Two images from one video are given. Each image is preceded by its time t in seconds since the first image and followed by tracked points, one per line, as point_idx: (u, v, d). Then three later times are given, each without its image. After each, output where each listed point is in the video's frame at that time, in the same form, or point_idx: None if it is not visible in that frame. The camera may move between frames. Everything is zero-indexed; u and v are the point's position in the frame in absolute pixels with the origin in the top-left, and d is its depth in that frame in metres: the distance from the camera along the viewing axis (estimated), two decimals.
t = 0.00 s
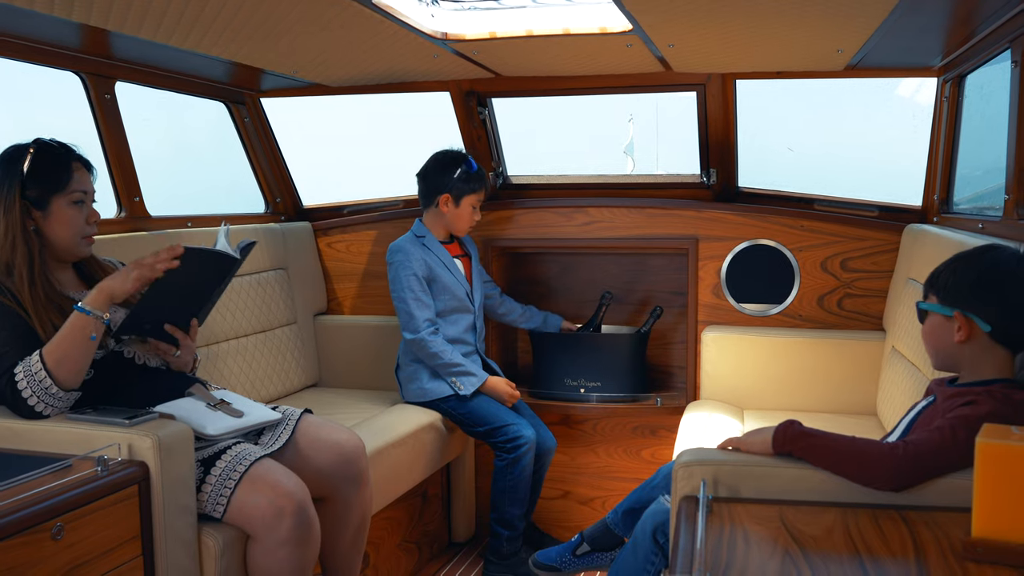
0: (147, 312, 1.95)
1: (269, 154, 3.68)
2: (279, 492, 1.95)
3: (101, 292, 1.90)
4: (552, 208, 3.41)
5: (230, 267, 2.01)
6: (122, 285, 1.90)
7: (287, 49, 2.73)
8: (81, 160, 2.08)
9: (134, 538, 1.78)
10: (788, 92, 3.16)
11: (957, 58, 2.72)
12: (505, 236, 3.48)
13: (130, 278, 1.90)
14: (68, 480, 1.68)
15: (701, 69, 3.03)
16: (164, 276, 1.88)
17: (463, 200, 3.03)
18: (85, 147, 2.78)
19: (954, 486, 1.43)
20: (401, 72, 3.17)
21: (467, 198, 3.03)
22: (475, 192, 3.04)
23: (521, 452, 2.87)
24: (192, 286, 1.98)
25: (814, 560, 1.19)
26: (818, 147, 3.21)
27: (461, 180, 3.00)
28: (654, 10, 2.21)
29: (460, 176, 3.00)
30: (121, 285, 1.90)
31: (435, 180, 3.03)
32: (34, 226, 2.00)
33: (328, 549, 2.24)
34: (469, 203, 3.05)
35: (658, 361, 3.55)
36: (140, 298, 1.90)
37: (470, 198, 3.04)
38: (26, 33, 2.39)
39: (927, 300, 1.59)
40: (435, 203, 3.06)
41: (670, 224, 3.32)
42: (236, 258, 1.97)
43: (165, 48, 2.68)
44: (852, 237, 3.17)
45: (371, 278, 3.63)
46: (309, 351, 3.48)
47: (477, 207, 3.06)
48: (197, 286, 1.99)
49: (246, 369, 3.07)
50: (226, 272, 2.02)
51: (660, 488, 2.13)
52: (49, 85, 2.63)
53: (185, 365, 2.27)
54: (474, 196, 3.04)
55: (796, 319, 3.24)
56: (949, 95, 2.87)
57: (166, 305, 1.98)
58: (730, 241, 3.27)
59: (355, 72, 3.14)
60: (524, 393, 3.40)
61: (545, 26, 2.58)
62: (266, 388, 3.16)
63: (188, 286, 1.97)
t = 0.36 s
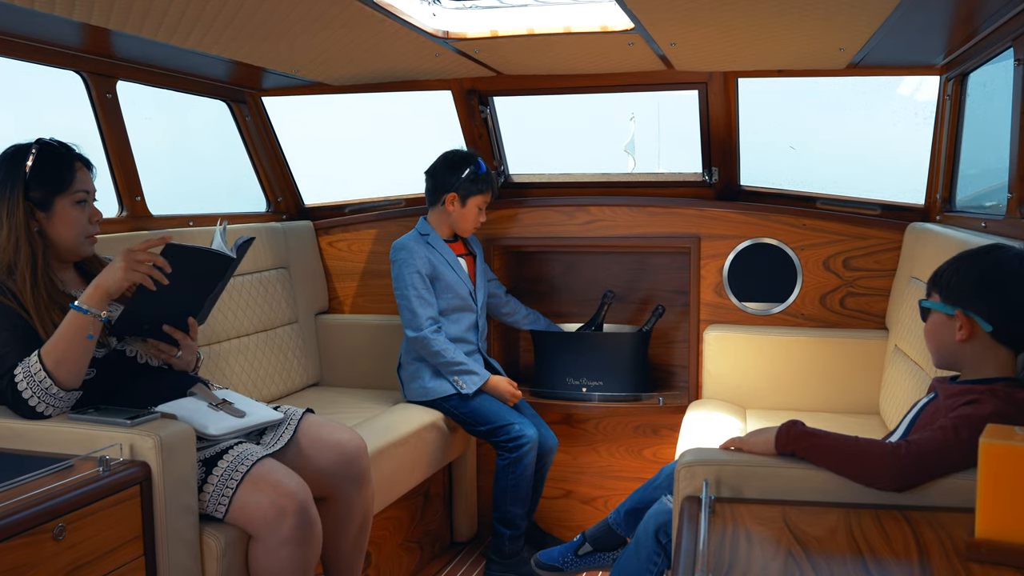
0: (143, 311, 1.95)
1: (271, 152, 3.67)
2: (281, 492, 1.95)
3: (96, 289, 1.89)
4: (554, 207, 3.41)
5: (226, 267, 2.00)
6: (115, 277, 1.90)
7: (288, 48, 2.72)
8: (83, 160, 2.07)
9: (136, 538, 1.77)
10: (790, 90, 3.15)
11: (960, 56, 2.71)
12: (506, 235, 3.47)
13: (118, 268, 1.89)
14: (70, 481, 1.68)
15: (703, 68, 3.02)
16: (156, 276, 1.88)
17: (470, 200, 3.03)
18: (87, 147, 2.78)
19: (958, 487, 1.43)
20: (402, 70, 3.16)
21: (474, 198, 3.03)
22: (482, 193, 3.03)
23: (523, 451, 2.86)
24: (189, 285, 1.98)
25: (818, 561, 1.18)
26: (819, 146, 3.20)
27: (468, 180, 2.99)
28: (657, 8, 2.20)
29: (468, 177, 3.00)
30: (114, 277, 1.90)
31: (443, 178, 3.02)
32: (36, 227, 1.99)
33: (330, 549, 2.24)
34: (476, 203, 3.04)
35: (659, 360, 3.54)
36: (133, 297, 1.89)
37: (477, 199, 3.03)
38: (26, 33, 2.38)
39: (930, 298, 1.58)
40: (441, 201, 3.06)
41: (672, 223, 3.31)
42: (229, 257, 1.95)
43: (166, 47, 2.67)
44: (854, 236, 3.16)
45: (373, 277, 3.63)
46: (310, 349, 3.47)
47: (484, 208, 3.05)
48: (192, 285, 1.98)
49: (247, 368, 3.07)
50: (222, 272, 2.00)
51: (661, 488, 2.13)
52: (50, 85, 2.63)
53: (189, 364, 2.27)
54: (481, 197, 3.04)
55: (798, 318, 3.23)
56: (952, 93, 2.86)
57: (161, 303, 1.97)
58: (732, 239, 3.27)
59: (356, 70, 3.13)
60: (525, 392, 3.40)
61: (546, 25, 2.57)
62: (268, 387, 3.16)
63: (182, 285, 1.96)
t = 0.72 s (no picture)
0: (146, 314, 1.95)
1: (273, 152, 3.67)
2: (283, 492, 1.95)
3: (96, 289, 1.89)
4: (556, 207, 3.41)
5: (222, 265, 2.02)
6: (115, 278, 1.89)
7: (291, 48, 2.72)
8: (86, 159, 2.07)
9: (139, 538, 1.77)
10: (794, 91, 3.15)
11: (963, 57, 2.71)
12: (509, 235, 3.47)
13: (120, 271, 1.89)
14: (72, 480, 1.68)
15: (706, 68, 3.01)
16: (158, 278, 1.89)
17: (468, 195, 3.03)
18: (90, 146, 2.78)
19: (961, 488, 1.43)
20: (404, 71, 3.16)
21: (472, 193, 3.02)
22: (480, 186, 3.03)
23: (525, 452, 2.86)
24: (187, 285, 1.99)
25: (822, 562, 1.18)
26: (822, 147, 3.19)
27: (465, 175, 3.00)
28: (660, 8, 2.20)
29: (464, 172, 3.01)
30: (114, 278, 1.89)
31: (442, 178, 3.04)
32: (39, 226, 2.00)
33: (332, 549, 2.24)
34: (474, 197, 3.04)
35: (662, 360, 3.54)
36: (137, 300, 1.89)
37: (475, 194, 3.03)
38: (29, 32, 2.38)
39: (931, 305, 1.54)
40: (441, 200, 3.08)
41: (675, 223, 3.31)
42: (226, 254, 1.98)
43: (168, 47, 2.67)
44: (857, 236, 3.15)
45: (375, 277, 3.62)
46: (313, 349, 3.47)
47: (485, 201, 3.04)
48: (190, 285, 2.00)
49: (250, 368, 3.07)
50: (218, 270, 2.02)
51: (664, 488, 2.12)
52: (53, 85, 2.63)
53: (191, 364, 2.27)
54: (480, 192, 3.03)
55: (801, 319, 3.23)
56: (955, 93, 2.86)
57: (161, 305, 1.98)
58: (735, 240, 3.27)
59: (358, 70, 3.13)
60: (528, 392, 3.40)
61: (549, 25, 2.57)
62: (271, 387, 3.16)
63: (181, 286, 1.97)
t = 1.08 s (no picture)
0: (145, 315, 1.96)
1: (272, 151, 3.67)
2: (282, 491, 1.95)
3: (93, 287, 1.90)
4: (554, 207, 3.41)
5: (221, 268, 2.01)
6: (110, 276, 1.90)
7: (290, 48, 2.73)
8: (84, 158, 2.07)
9: (137, 536, 1.78)
10: (792, 91, 3.16)
11: (960, 57, 2.72)
12: (507, 234, 3.47)
13: (116, 268, 1.89)
14: (71, 479, 1.68)
15: (704, 68, 3.02)
16: (154, 276, 1.89)
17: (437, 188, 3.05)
18: (89, 146, 2.78)
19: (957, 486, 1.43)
20: (402, 71, 3.17)
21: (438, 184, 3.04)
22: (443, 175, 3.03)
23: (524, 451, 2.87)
24: (186, 286, 1.98)
25: (818, 560, 1.18)
26: (820, 147, 3.20)
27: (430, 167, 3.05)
28: (658, 8, 2.20)
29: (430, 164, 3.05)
30: (109, 276, 1.90)
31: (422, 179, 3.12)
32: (38, 226, 2.00)
33: (331, 547, 2.25)
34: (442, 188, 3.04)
35: (660, 360, 3.55)
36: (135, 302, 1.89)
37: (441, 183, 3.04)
38: (28, 32, 2.39)
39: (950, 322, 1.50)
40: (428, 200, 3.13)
41: (673, 223, 3.31)
42: (224, 258, 1.98)
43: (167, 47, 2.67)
44: (855, 236, 3.16)
45: (374, 277, 3.63)
46: (311, 349, 3.47)
47: (452, 187, 3.02)
48: (189, 287, 2.00)
49: (249, 368, 3.07)
50: (217, 273, 2.02)
51: (662, 487, 2.13)
52: (51, 85, 2.63)
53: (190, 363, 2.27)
54: (443, 179, 3.03)
55: (798, 318, 3.23)
56: (952, 94, 2.87)
57: (160, 307, 1.98)
58: (733, 239, 3.27)
59: (357, 70, 3.14)
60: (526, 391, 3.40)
61: (546, 25, 2.58)
62: (269, 386, 3.16)
63: (179, 288, 1.97)
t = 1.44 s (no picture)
0: (141, 319, 1.95)
1: (268, 154, 3.67)
2: (278, 494, 1.95)
3: (88, 289, 1.88)
4: (551, 210, 3.41)
5: (216, 270, 2.01)
6: (104, 278, 1.88)
7: (287, 50, 2.73)
8: (80, 160, 2.07)
9: (133, 539, 1.77)
10: (788, 94, 3.16)
11: (956, 61, 2.73)
12: (504, 237, 3.47)
13: (110, 271, 1.87)
14: (66, 482, 1.68)
15: (700, 71, 3.02)
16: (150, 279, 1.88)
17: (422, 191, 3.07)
18: (85, 149, 2.78)
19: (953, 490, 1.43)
20: (400, 73, 3.17)
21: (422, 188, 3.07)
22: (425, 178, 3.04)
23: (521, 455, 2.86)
24: (181, 288, 1.98)
25: (814, 564, 1.18)
26: (816, 150, 3.21)
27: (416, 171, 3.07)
28: (656, 11, 2.20)
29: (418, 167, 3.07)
30: (103, 278, 1.88)
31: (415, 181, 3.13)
32: (34, 228, 1.99)
33: (327, 550, 2.24)
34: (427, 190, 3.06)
35: (656, 362, 3.55)
36: (129, 307, 1.89)
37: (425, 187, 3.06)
38: (24, 34, 2.38)
39: (966, 335, 1.45)
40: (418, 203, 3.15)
41: (669, 226, 3.32)
42: (219, 261, 1.97)
43: (163, 49, 2.68)
44: (852, 240, 3.16)
45: (370, 279, 3.62)
46: (307, 352, 3.47)
47: (434, 191, 3.03)
48: (183, 290, 1.99)
49: (245, 371, 3.06)
50: (212, 275, 2.01)
51: (659, 490, 2.12)
52: (48, 87, 2.63)
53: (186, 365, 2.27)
54: (426, 183, 3.04)
55: (795, 321, 3.24)
56: (948, 97, 2.87)
57: (155, 311, 1.97)
58: (729, 242, 3.27)
59: (354, 73, 3.14)
60: (522, 394, 3.40)
61: (544, 28, 2.58)
62: (264, 389, 3.15)
63: (172, 291, 1.96)
